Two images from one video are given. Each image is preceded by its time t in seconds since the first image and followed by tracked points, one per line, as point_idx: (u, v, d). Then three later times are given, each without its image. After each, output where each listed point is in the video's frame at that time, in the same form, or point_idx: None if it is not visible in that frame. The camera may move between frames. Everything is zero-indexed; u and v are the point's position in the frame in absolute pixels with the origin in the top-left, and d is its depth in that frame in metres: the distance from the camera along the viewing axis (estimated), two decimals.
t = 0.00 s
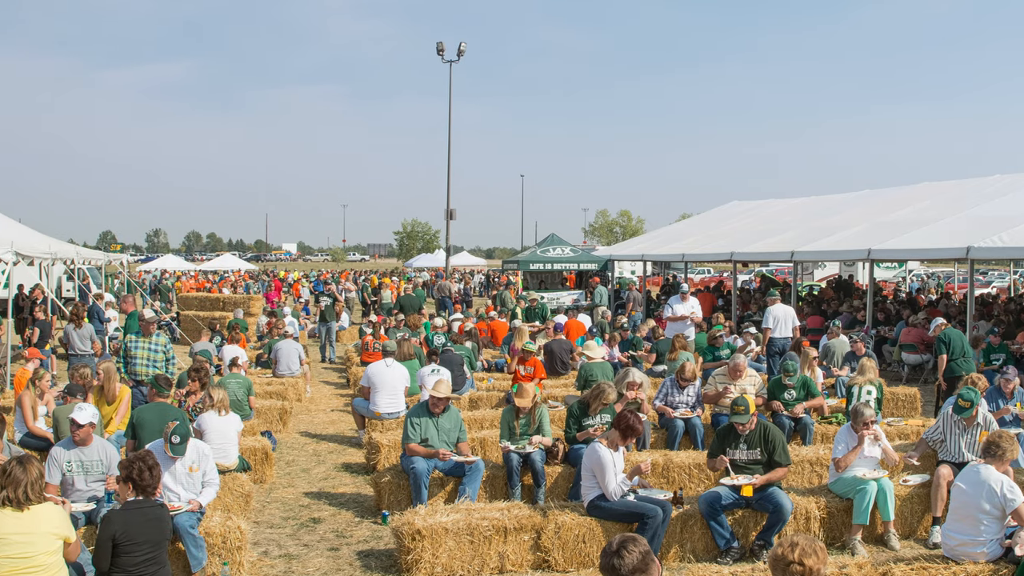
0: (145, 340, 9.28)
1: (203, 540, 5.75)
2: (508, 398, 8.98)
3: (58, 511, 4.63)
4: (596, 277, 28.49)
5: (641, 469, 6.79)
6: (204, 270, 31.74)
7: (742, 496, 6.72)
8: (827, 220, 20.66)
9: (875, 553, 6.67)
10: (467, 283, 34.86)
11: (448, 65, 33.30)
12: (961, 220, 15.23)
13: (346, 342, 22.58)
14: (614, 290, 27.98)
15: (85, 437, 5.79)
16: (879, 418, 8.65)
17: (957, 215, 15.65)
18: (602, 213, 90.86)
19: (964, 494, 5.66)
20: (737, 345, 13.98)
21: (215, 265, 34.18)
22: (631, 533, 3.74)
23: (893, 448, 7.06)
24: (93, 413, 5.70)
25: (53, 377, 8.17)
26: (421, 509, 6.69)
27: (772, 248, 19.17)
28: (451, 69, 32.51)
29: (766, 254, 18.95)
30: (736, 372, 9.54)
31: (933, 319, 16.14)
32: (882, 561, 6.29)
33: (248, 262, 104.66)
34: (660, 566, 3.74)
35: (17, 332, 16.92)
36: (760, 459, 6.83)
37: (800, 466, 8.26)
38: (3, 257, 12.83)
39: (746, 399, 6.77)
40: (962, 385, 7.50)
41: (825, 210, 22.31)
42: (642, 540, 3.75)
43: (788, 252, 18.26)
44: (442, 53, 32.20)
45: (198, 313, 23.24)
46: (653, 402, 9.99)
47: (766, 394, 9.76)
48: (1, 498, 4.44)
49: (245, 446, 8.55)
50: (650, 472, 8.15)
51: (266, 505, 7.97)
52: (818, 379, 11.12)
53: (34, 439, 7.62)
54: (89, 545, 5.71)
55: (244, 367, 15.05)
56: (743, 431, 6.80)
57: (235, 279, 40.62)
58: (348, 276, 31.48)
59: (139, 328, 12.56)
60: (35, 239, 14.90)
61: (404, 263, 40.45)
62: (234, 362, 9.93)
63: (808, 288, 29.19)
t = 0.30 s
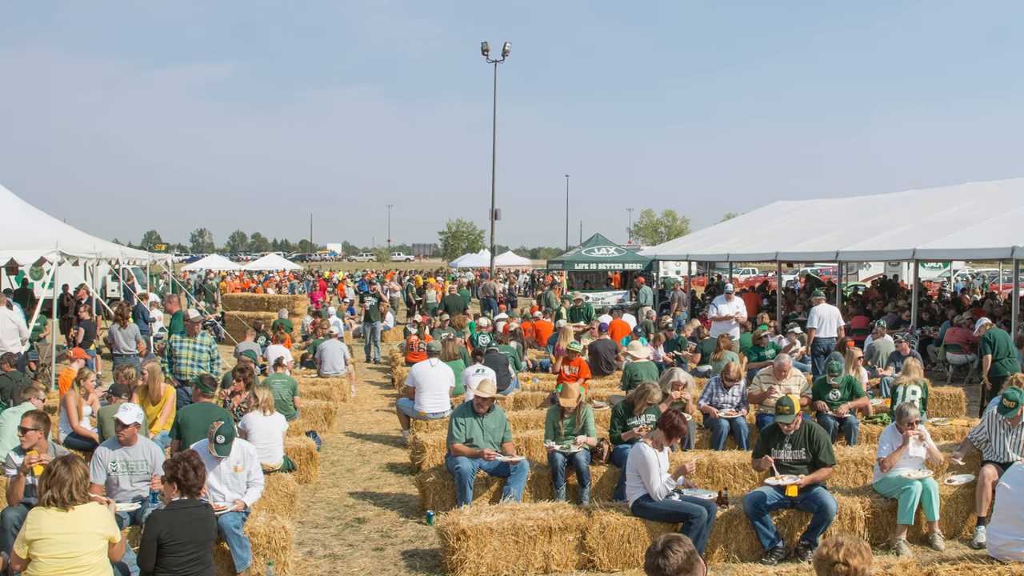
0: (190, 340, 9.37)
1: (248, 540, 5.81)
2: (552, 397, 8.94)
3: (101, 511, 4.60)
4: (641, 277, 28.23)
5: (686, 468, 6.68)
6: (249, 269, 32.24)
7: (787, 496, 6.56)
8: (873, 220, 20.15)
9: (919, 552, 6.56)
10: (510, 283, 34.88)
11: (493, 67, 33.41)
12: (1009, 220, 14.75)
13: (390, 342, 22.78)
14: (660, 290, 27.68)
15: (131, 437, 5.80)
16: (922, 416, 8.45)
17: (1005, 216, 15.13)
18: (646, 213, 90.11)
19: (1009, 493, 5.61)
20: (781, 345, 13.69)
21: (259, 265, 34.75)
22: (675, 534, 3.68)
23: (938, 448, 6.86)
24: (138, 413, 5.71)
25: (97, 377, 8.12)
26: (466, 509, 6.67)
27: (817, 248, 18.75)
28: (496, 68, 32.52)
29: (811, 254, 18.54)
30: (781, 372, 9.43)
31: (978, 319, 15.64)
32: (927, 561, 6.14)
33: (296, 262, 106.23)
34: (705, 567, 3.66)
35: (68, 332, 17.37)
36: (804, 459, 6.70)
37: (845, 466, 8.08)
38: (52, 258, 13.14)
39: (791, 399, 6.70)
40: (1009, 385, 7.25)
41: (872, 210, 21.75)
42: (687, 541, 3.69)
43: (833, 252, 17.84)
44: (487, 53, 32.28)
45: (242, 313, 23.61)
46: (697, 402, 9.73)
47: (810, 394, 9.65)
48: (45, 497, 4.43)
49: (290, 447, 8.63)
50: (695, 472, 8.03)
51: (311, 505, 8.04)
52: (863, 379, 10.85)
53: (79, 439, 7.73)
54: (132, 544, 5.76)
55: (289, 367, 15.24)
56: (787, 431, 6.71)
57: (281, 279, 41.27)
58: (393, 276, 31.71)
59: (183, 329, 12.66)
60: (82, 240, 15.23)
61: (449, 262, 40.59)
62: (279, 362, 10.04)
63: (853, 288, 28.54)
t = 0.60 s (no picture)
0: (235, 340, 9.55)
1: (293, 540, 5.86)
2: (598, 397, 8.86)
3: (147, 511, 4.53)
4: (686, 277, 27.88)
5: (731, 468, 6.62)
6: (294, 270, 32.66)
7: (832, 496, 6.52)
8: (917, 220, 19.60)
9: (964, 553, 6.41)
10: (556, 283, 34.79)
11: (538, 67, 33.38)
12: None
13: (435, 342, 22.90)
14: (704, 290, 27.33)
15: (175, 437, 5.80)
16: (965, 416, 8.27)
17: None
18: (691, 213, 89.11)
19: None
20: (825, 345, 13.38)
21: (304, 265, 35.22)
22: (720, 533, 3.67)
23: (983, 448, 6.80)
24: (183, 413, 5.72)
25: (141, 377, 8.25)
26: (511, 510, 6.63)
27: (862, 248, 18.29)
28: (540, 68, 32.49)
29: (856, 254, 18.09)
30: (826, 372, 9.13)
31: None
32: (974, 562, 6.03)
33: (342, 262, 107.52)
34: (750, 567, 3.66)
35: (113, 332, 17.77)
36: (850, 459, 6.62)
37: (889, 466, 7.90)
38: (97, 258, 13.47)
39: (836, 399, 6.54)
40: None
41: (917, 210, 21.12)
42: (731, 540, 3.68)
43: (877, 252, 17.39)
44: (533, 54, 32.23)
45: (287, 313, 23.95)
46: (741, 402, 9.64)
47: (855, 394, 9.36)
48: (91, 497, 4.38)
49: (335, 447, 8.70)
50: (740, 472, 7.87)
51: (356, 505, 8.09)
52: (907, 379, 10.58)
53: (124, 439, 7.77)
54: (177, 544, 5.78)
55: (334, 367, 15.40)
56: (832, 432, 6.60)
57: (326, 279, 41.81)
58: (438, 276, 31.84)
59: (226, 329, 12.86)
60: (127, 240, 15.56)
61: (494, 262, 40.63)
62: (323, 362, 10.14)
63: (898, 288, 27.83)
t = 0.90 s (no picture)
0: (280, 340, 9.62)
1: (338, 541, 5.90)
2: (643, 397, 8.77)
3: (192, 511, 4.58)
4: (732, 277, 27.50)
5: (776, 468, 6.49)
6: (339, 270, 32.99)
7: (877, 496, 6.39)
8: (963, 219, 19.04)
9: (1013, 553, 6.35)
10: (601, 283, 34.60)
11: (584, 66, 33.26)
12: None
13: (480, 342, 22.95)
14: (749, 290, 26.92)
15: (220, 437, 5.90)
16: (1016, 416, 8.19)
17: None
18: (736, 214, 87.84)
19: None
20: (870, 345, 13.04)
21: (349, 265, 35.58)
22: (765, 534, 3.79)
23: None
24: (228, 414, 5.79)
25: (185, 377, 8.39)
26: (556, 509, 6.59)
27: (907, 247, 17.80)
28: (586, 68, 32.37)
29: (900, 254, 17.60)
30: (871, 372, 9.09)
31: None
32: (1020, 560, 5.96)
33: (388, 263, 108.51)
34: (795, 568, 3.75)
35: (159, 332, 18.13)
36: (894, 459, 6.52)
37: (934, 466, 7.77)
38: (141, 258, 13.74)
39: (881, 399, 6.53)
40: None
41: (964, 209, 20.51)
42: (777, 541, 3.79)
43: (923, 252, 16.91)
44: (578, 54, 32.10)
45: (332, 313, 24.21)
46: (786, 402, 9.37)
47: (901, 394, 9.26)
48: (136, 497, 4.44)
49: (380, 446, 8.75)
50: (784, 472, 7.73)
51: (401, 505, 8.13)
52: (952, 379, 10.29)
53: (169, 439, 7.94)
54: (221, 544, 5.89)
55: (379, 367, 15.51)
56: (876, 431, 6.56)
57: (372, 279, 42.22)
58: (482, 276, 31.90)
59: (272, 328, 13.11)
60: (172, 240, 15.87)
61: (539, 262, 40.56)
62: (368, 362, 10.21)
63: (943, 288, 27.11)
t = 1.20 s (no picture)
0: (325, 340, 9.78)
1: (383, 541, 5.92)
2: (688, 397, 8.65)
3: (237, 511, 4.61)
4: (777, 277, 27.03)
5: (821, 468, 6.47)
6: (383, 270, 33.26)
7: (922, 496, 6.35)
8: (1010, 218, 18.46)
9: None
10: (645, 282, 34.31)
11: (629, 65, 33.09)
12: None
13: (525, 342, 22.95)
14: (795, 290, 26.43)
15: (264, 437, 5.92)
16: None
17: None
18: (782, 213, 86.41)
19: None
20: (914, 345, 12.68)
21: (393, 265, 35.88)
22: (810, 534, 3.74)
23: None
24: (273, 414, 5.84)
25: (230, 378, 8.54)
26: (600, 510, 6.52)
27: (952, 247, 17.30)
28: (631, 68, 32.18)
29: (945, 254, 17.04)
30: (915, 373, 8.71)
31: None
32: None
33: (434, 263, 109.18)
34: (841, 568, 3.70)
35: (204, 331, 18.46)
36: (940, 459, 6.46)
37: (979, 466, 7.58)
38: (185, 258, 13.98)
39: (926, 399, 6.45)
40: None
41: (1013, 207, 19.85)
42: (822, 541, 3.74)
43: (967, 252, 16.42)
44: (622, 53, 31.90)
45: (376, 313, 24.45)
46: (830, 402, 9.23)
47: (945, 393, 8.95)
48: (181, 497, 4.49)
49: (425, 446, 8.79)
50: (829, 472, 7.55)
51: (446, 505, 8.15)
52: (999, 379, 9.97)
53: (214, 439, 8.01)
54: (266, 544, 6.03)
55: (424, 367, 15.60)
56: (921, 431, 6.49)
57: (417, 279, 42.52)
58: (527, 276, 31.88)
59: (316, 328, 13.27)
60: (217, 240, 16.18)
61: (584, 262, 40.35)
62: (413, 362, 10.25)
63: (989, 288, 26.33)
